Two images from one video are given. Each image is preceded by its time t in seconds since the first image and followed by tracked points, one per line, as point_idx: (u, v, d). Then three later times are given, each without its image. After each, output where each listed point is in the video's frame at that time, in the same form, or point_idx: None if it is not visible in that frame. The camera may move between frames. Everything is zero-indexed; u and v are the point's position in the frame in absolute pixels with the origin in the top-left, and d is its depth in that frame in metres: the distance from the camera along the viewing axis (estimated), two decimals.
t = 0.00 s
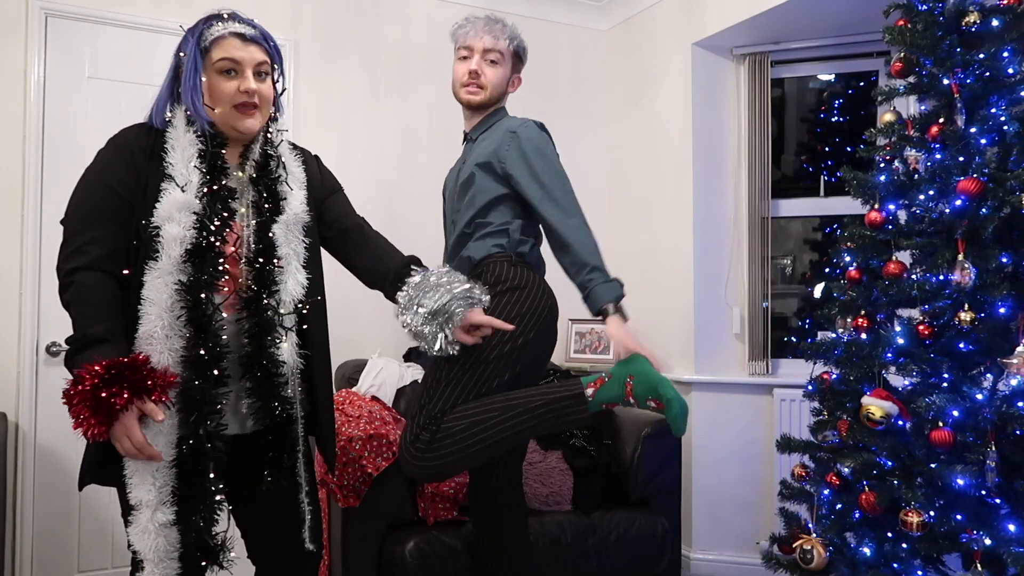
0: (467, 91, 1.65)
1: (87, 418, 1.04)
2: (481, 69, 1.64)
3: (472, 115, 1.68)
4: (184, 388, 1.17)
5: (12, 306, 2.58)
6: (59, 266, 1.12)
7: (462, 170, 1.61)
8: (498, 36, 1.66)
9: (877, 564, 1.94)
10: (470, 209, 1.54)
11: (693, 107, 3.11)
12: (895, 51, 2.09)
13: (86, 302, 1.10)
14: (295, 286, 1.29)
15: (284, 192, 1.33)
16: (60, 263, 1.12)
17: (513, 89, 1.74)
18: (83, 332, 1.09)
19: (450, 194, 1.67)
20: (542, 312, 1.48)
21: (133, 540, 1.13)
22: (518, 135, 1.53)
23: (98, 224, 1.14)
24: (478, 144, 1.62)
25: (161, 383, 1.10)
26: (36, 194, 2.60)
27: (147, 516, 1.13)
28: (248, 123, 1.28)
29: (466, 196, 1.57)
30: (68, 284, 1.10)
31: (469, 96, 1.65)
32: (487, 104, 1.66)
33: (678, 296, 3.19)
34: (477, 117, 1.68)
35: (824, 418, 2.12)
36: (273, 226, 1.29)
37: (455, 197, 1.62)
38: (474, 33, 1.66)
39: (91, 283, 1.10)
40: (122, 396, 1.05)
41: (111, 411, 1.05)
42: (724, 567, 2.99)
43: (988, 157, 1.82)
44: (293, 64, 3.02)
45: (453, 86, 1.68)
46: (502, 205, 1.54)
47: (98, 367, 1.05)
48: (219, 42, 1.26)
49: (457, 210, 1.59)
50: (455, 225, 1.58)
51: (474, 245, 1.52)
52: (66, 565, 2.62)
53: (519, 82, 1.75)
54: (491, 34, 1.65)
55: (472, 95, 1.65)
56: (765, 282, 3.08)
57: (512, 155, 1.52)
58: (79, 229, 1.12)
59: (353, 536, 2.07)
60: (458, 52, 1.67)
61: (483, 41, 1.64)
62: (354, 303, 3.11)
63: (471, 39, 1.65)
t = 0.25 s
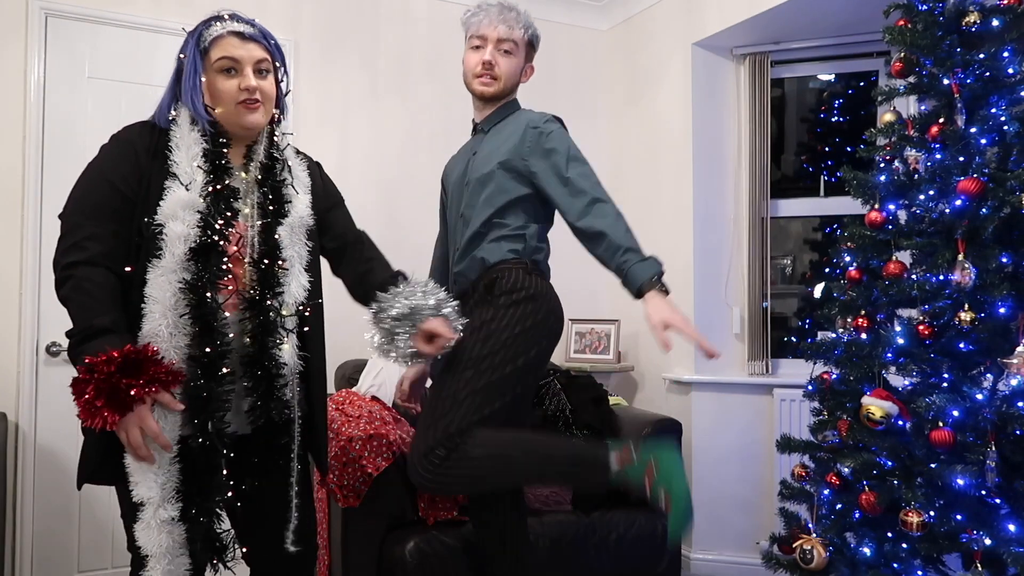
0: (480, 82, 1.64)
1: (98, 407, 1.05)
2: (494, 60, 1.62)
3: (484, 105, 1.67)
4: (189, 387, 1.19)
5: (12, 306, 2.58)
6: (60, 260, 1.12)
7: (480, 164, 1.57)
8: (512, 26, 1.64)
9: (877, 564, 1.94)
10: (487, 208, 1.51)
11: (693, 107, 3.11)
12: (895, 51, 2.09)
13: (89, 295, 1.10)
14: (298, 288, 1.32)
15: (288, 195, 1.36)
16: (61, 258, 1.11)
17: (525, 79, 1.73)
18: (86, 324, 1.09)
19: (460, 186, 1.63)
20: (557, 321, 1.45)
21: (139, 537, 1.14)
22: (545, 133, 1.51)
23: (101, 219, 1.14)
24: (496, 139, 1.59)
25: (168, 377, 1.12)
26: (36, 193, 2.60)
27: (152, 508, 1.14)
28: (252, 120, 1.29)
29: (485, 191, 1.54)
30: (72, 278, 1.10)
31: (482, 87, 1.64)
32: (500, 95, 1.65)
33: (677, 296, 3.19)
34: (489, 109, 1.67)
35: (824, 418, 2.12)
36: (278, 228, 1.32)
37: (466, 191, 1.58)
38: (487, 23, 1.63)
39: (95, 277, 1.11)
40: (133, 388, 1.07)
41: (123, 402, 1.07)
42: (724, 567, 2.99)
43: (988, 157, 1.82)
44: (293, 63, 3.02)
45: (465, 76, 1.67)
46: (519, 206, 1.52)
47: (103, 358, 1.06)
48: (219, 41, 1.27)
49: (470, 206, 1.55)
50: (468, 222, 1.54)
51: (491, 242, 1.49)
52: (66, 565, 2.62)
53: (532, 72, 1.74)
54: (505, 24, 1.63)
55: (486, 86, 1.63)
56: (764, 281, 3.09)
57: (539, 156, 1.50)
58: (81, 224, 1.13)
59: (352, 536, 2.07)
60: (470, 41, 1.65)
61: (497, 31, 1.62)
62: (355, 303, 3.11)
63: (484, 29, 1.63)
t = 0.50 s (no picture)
0: (491, 69, 1.55)
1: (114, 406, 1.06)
2: (506, 46, 1.53)
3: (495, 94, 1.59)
4: (192, 387, 1.20)
5: (12, 306, 2.58)
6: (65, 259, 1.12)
7: (497, 158, 1.52)
8: (527, 8, 1.54)
9: (877, 564, 1.94)
10: (511, 208, 1.46)
11: (693, 107, 3.11)
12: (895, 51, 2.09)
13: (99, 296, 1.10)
14: (305, 291, 1.39)
15: (296, 199, 1.42)
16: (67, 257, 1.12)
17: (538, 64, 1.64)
18: (98, 322, 1.10)
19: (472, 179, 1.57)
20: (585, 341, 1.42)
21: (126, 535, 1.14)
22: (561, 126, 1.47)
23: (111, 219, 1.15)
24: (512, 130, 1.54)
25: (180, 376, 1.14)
26: (36, 193, 2.60)
27: (154, 504, 1.14)
28: (257, 121, 1.32)
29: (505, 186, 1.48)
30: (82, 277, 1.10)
31: (493, 75, 1.55)
32: (511, 83, 1.56)
33: (677, 297, 3.19)
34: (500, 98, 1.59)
35: (824, 418, 2.12)
36: (288, 231, 1.38)
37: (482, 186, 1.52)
38: (500, 5, 1.53)
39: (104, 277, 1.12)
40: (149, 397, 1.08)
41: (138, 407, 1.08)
42: (724, 567, 2.99)
43: (988, 157, 1.82)
44: (293, 64, 3.02)
45: (475, 62, 1.58)
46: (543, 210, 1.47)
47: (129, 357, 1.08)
48: (224, 44, 1.30)
49: (491, 204, 1.49)
50: (490, 223, 1.49)
51: (518, 252, 1.44)
52: (66, 565, 2.62)
53: (545, 55, 1.64)
54: (520, 6, 1.53)
55: (497, 73, 1.55)
56: (765, 281, 3.08)
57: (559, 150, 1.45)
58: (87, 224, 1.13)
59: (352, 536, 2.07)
60: (481, 25, 1.55)
61: (510, 15, 1.52)
62: (355, 303, 3.12)
63: (496, 12, 1.54)
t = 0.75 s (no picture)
0: (527, 52, 1.32)
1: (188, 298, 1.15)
2: (537, 22, 1.29)
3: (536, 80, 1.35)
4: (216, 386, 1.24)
5: (12, 306, 2.58)
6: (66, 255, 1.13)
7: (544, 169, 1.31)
8: None
9: (877, 564, 1.94)
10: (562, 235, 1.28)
11: (693, 106, 3.11)
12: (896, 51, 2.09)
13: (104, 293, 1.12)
14: (312, 290, 1.41)
15: (299, 197, 1.43)
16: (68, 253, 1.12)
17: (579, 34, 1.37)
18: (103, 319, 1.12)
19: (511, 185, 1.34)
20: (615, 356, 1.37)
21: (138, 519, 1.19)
22: (613, 139, 1.28)
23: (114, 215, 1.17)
24: (558, 134, 1.33)
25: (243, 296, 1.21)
26: (36, 194, 2.60)
27: (212, 485, 1.23)
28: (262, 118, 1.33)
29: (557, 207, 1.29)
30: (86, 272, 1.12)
31: (529, 57, 1.32)
32: (551, 64, 1.32)
33: (677, 297, 3.19)
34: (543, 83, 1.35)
35: (824, 418, 2.12)
36: (293, 231, 1.39)
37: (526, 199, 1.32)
38: None
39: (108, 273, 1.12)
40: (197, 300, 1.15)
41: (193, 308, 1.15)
42: (724, 567, 2.99)
43: (988, 157, 1.82)
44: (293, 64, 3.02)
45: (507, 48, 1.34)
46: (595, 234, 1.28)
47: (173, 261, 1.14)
48: (230, 40, 1.31)
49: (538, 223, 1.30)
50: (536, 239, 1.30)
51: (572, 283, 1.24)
52: (66, 565, 2.62)
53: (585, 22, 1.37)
54: None
55: (534, 55, 1.31)
56: (765, 281, 3.08)
57: (615, 168, 1.27)
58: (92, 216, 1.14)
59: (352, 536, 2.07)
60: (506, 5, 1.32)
61: None
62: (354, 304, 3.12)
63: None
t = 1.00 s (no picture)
0: (567, 38, 1.35)
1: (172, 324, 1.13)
2: (575, 8, 1.32)
3: (576, 65, 1.39)
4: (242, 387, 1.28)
5: (12, 306, 2.58)
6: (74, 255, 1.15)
7: (585, 162, 1.36)
8: None
9: (877, 564, 1.94)
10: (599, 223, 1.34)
11: (693, 106, 3.11)
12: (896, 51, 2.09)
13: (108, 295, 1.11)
14: (318, 292, 1.38)
15: (308, 198, 1.41)
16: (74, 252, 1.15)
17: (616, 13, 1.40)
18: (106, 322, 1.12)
19: (545, 176, 1.38)
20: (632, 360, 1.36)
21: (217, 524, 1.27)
22: (667, 136, 1.33)
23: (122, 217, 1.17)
24: (599, 128, 1.37)
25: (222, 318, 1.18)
26: (36, 193, 2.60)
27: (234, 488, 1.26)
28: (268, 125, 1.32)
29: (597, 203, 1.35)
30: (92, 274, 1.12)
31: (570, 44, 1.35)
32: (593, 48, 1.36)
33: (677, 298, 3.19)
34: (583, 68, 1.38)
35: (824, 418, 2.12)
36: (301, 232, 1.37)
37: (561, 185, 1.37)
38: None
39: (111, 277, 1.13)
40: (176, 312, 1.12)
41: (172, 330, 1.12)
42: (724, 567, 2.99)
43: (988, 157, 1.82)
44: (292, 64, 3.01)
45: (545, 36, 1.38)
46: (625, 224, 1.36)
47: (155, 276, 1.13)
48: (238, 45, 1.30)
49: (572, 210, 1.35)
50: (570, 225, 1.35)
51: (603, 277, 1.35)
52: (66, 565, 2.62)
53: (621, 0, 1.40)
54: None
55: (575, 41, 1.35)
56: (765, 282, 3.08)
57: (665, 166, 1.33)
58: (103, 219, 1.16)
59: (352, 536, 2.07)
60: None
61: None
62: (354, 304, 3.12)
63: None
